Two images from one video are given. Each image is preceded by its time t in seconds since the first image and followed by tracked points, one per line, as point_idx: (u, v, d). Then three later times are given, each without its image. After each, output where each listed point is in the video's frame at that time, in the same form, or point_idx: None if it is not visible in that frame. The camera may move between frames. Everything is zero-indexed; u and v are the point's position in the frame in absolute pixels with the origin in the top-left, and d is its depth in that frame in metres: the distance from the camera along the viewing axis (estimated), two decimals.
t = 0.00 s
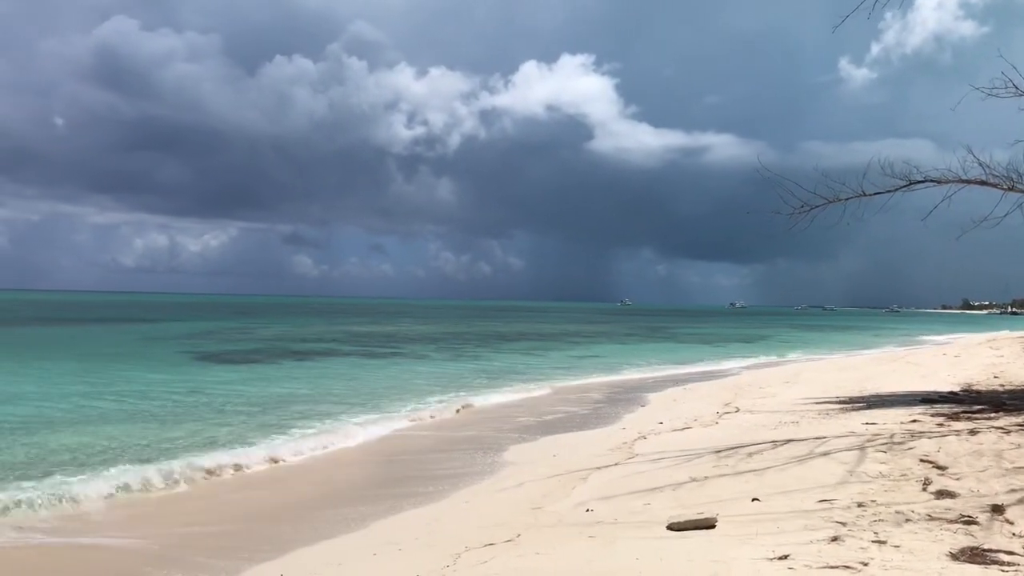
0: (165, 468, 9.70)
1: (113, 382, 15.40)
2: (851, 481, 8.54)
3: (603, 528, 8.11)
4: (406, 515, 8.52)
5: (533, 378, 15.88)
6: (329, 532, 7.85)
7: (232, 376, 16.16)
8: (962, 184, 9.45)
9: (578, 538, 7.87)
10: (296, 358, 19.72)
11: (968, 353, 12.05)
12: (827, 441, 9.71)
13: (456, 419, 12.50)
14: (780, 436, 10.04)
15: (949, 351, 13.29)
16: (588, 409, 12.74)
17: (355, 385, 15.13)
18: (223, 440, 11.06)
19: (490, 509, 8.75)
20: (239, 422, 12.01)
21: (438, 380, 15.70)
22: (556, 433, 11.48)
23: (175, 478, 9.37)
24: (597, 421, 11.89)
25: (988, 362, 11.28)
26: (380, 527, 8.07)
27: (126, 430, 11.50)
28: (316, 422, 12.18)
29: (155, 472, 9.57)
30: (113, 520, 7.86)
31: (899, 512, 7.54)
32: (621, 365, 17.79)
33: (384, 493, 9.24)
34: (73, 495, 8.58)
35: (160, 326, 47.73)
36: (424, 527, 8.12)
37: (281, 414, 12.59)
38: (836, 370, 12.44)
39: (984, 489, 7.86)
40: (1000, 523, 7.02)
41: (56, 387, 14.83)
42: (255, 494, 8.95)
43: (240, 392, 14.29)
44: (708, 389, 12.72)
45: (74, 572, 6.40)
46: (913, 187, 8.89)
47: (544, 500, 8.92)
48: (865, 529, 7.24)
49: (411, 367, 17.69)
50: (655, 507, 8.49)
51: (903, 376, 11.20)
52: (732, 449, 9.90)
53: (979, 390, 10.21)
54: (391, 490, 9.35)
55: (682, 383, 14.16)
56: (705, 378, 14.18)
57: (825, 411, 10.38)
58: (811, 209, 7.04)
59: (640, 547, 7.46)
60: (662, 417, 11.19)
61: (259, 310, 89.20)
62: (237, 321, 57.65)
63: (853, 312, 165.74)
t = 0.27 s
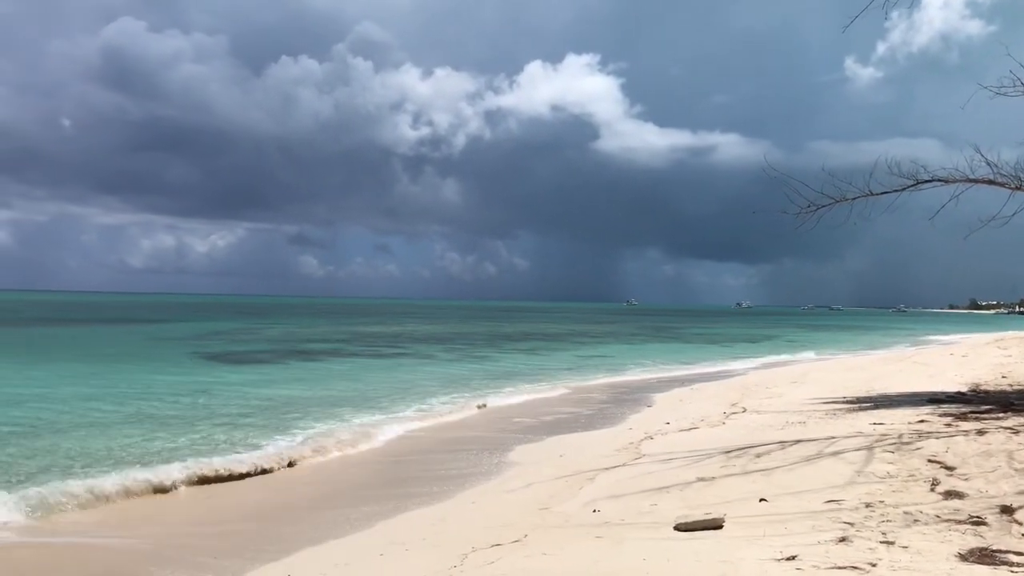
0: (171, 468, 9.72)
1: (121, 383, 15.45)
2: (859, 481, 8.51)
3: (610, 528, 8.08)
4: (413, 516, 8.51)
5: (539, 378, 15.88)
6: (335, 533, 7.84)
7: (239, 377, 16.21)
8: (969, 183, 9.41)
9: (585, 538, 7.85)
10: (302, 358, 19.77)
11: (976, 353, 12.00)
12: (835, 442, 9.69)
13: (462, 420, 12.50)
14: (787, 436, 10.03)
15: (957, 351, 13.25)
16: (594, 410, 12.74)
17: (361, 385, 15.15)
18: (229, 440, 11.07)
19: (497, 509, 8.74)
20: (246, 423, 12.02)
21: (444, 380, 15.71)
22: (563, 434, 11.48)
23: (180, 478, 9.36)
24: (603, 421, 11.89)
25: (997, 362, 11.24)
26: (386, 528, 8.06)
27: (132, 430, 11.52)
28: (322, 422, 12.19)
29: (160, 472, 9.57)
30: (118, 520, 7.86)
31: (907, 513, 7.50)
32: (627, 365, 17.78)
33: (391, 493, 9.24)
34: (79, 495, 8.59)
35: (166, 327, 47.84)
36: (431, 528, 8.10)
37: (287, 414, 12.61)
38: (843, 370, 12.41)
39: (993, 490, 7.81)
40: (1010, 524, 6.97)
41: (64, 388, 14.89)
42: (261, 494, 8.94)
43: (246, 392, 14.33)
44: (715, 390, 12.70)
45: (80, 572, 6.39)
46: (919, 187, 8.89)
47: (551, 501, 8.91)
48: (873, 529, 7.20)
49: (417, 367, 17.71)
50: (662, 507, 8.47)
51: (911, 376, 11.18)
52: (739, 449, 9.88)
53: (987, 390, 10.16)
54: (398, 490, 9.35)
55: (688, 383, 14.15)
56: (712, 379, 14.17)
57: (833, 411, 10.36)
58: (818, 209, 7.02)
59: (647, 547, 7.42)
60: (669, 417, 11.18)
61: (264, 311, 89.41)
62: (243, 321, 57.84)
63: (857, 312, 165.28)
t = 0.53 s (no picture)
0: (176, 469, 9.70)
1: (127, 384, 15.48)
2: (868, 482, 8.47)
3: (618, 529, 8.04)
4: (420, 517, 8.48)
5: (545, 379, 15.87)
6: (342, 534, 7.82)
7: (246, 378, 16.22)
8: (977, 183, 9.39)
9: (592, 539, 7.80)
10: (308, 360, 19.79)
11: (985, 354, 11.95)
12: (843, 442, 9.66)
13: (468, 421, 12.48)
14: (795, 437, 10.01)
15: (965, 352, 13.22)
16: (600, 411, 12.72)
17: (367, 386, 15.15)
18: (235, 441, 11.06)
19: (504, 510, 8.72)
20: (252, 424, 12.02)
21: (450, 382, 15.70)
22: (570, 435, 11.47)
23: (185, 479, 9.34)
24: (610, 422, 11.87)
25: (1005, 363, 11.19)
26: (393, 529, 8.04)
27: (137, 431, 11.51)
28: (328, 423, 12.19)
29: (164, 473, 9.53)
30: (122, 521, 7.83)
31: (916, 514, 7.45)
32: (633, 366, 17.78)
33: (397, 494, 9.21)
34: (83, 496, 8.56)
35: (171, 328, 47.83)
36: (438, 529, 8.07)
37: (292, 415, 12.60)
38: (851, 371, 12.39)
39: (1002, 491, 7.75)
40: (1020, 525, 6.91)
41: (71, 389, 14.93)
42: (265, 495, 8.91)
43: (252, 393, 14.34)
44: (722, 391, 12.69)
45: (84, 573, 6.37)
46: (927, 187, 8.86)
47: (559, 501, 8.89)
48: (882, 531, 7.15)
49: (423, 368, 17.72)
50: (670, 509, 8.44)
51: (919, 376, 11.16)
52: (747, 450, 9.86)
53: (996, 391, 10.13)
54: (405, 491, 9.33)
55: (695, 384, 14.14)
56: (718, 380, 14.16)
57: (841, 412, 10.33)
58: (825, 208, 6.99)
59: (655, 548, 7.36)
60: (677, 419, 11.18)
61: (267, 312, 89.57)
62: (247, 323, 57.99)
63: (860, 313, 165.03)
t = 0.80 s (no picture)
0: (182, 470, 9.73)
1: (135, 385, 15.54)
2: (875, 484, 8.44)
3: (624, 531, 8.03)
4: (427, 518, 8.47)
5: (552, 381, 15.87)
6: (349, 535, 7.82)
7: (252, 379, 16.26)
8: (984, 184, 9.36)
9: (599, 541, 7.78)
10: (315, 362, 19.84)
11: (993, 355, 11.91)
12: (850, 444, 9.64)
13: (474, 422, 12.49)
14: (803, 439, 9.99)
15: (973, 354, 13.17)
16: (606, 412, 12.71)
17: (373, 387, 15.17)
18: (241, 442, 11.08)
19: (511, 512, 8.71)
20: (259, 425, 12.03)
21: (456, 383, 15.71)
22: (577, 436, 11.46)
23: (192, 481, 9.35)
24: (617, 424, 11.86)
25: (1014, 364, 11.15)
26: (400, 530, 8.04)
27: (144, 432, 11.55)
28: (334, 424, 12.21)
29: (170, 474, 9.54)
30: (128, 522, 7.85)
31: (924, 515, 7.42)
32: (640, 368, 17.76)
33: (404, 496, 9.21)
34: (90, 497, 8.59)
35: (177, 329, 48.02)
36: (446, 530, 8.07)
37: (298, 416, 12.62)
38: (858, 373, 12.37)
39: (1011, 493, 7.71)
40: None
41: (79, 391, 14.99)
42: (271, 497, 8.92)
43: (258, 395, 14.36)
44: (728, 392, 12.67)
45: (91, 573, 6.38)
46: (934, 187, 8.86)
47: (566, 503, 8.87)
48: (890, 532, 7.12)
49: (429, 370, 17.74)
50: (678, 510, 8.42)
51: (927, 378, 11.13)
52: (754, 452, 9.85)
53: (1004, 392, 10.09)
54: (413, 493, 9.33)
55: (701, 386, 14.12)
56: (724, 381, 14.15)
57: (848, 413, 10.31)
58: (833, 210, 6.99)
59: (662, 550, 7.35)
60: (684, 420, 11.18)
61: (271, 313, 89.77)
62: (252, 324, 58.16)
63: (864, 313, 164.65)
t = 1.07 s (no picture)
0: (188, 473, 9.74)
1: (141, 388, 15.59)
2: (882, 486, 8.41)
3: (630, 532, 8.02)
4: (433, 520, 8.47)
5: (557, 383, 15.87)
6: (355, 537, 7.82)
7: (258, 381, 16.30)
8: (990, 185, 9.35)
9: (605, 542, 7.76)
10: (321, 364, 19.87)
11: (1000, 357, 11.88)
12: (856, 446, 9.61)
13: (479, 424, 12.50)
14: (808, 441, 9.98)
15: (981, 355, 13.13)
16: (611, 414, 12.71)
17: (378, 389, 15.19)
18: (247, 444, 11.10)
19: (516, 514, 8.70)
20: (264, 427, 12.06)
21: (461, 385, 15.73)
22: (583, 438, 11.46)
23: (198, 483, 9.36)
24: (622, 426, 11.85)
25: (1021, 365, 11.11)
26: (406, 532, 8.03)
27: (150, 434, 11.59)
28: (339, 426, 12.22)
29: (175, 477, 9.55)
30: (133, 524, 7.85)
31: (931, 517, 7.39)
32: (645, 370, 17.75)
33: (410, 498, 9.21)
34: (97, 499, 8.61)
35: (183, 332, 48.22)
36: (452, 532, 8.06)
37: (304, 419, 12.64)
38: (864, 374, 12.35)
39: (1019, 494, 7.67)
40: None
41: (85, 393, 15.05)
42: (276, 499, 8.92)
43: (264, 397, 14.39)
44: (734, 394, 12.66)
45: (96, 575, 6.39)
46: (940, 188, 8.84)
47: (572, 505, 8.86)
48: (896, 534, 7.09)
49: (434, 372, 17.76)
50: (683, 512, 8.41)
51: (933, 379, 11.12)
52: (760, 454, 9.83)
53: (1012, 393, 10.06)
54: (419, 495, 9.33)
55: (707, 387, 14.11)
56: (730, 383, 14.14)
57: (854, 415, 10.29)
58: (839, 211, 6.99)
59: (668, 551, 7.33)
60: (689, 422, 11.17)
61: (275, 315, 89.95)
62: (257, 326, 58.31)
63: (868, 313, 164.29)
